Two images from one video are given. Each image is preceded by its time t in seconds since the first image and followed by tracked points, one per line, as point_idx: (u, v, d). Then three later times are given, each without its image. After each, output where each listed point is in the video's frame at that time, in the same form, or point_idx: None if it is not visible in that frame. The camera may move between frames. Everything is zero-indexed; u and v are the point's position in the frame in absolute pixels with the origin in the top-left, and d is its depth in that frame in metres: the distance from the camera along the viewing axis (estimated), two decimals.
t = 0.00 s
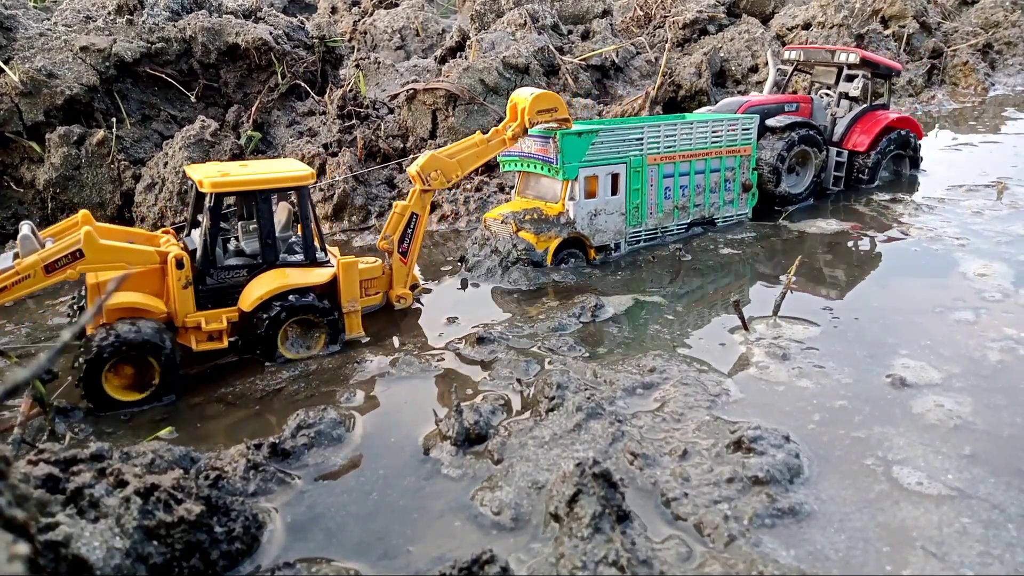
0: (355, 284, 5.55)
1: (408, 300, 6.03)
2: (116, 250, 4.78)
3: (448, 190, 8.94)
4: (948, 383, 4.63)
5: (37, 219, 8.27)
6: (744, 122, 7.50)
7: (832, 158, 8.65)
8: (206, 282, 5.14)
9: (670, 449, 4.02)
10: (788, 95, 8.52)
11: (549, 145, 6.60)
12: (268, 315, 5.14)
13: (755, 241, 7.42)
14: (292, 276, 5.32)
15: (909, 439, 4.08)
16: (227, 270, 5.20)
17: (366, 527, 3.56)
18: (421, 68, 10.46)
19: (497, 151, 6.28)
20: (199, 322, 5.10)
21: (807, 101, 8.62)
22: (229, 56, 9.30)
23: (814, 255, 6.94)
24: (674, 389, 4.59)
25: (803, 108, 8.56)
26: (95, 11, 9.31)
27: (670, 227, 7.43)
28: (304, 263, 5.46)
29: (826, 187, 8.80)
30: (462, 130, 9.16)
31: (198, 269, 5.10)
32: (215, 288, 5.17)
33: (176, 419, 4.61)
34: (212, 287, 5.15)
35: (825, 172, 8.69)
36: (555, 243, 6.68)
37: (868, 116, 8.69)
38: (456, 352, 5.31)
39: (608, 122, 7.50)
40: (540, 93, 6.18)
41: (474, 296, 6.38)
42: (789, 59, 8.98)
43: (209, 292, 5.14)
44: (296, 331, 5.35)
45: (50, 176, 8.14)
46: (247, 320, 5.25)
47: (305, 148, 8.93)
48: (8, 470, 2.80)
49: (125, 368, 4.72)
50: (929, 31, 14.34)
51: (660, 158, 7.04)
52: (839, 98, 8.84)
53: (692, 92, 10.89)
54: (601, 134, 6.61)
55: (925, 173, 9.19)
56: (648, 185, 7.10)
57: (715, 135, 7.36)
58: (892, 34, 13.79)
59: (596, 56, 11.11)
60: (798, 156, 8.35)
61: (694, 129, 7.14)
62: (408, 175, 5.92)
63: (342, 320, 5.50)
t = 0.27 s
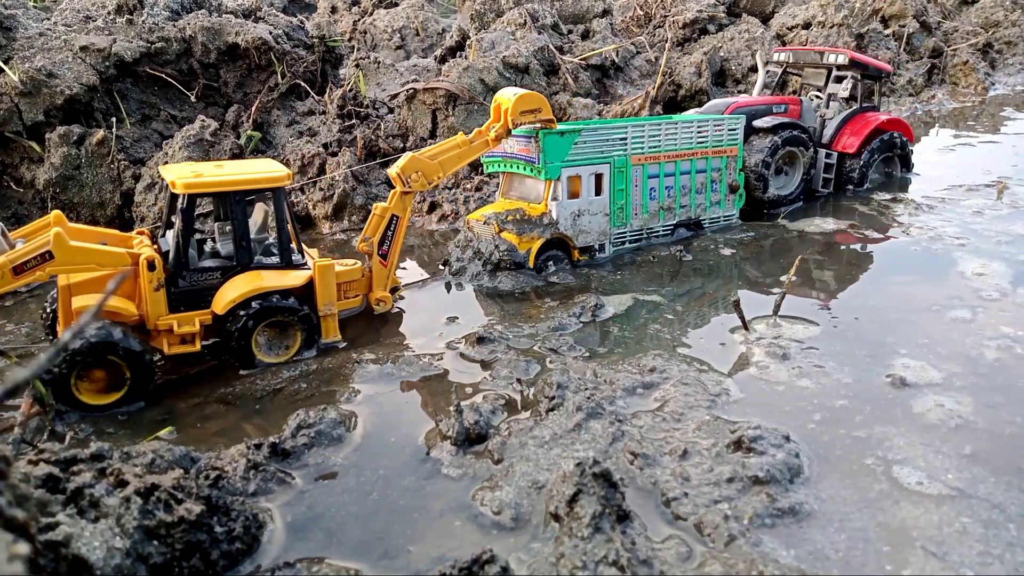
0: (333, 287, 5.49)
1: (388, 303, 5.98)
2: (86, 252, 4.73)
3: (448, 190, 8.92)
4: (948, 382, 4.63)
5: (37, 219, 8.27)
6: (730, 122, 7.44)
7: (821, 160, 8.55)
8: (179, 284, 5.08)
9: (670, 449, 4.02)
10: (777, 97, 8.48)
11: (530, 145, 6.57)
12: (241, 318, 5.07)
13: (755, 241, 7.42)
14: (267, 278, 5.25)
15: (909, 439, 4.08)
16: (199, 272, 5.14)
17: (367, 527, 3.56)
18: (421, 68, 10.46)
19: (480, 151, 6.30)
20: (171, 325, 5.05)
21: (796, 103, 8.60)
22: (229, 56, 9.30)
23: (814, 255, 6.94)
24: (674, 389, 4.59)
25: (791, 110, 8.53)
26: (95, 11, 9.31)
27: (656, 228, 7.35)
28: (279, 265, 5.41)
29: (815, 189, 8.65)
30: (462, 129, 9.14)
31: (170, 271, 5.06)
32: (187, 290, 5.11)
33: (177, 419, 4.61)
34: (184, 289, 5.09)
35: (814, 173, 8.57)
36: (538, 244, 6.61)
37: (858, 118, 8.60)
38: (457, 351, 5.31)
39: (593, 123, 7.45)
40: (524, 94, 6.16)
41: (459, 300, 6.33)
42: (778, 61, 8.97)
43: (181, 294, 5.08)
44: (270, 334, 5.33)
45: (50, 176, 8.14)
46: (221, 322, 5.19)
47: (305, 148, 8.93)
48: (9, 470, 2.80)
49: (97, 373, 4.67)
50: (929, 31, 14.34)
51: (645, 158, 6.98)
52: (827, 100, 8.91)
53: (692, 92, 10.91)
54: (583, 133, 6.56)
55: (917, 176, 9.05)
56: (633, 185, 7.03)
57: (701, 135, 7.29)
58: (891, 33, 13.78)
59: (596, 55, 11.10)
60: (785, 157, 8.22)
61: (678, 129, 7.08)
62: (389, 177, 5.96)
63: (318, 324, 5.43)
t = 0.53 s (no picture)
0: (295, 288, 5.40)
1: (355, 308, 5.93)
2: (40, 252, 4.77)
3: (447, 189, 8.84)
4: (948, 382, 4.63)
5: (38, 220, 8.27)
6: (712, 124, 7.36)
7: (807, 163, 8.44)
8: (136, 285, 4.99)
9: (671, 449, 4.02)
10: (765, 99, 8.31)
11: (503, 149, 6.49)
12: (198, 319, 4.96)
13: (755, 241, 7.42)
14: (227, 279, 5.14)
15: (910, 439, 4.08)
16: (158, 273, 5.05)
17: (367, 526, 3.56)
18: (421, 67, 10.45)
19: (449, 155, 6.24)
20: (128, 327, 4.95)
21: (784, 105, 8.43)
22: (230, 56, 9.29)
23: (814, 254, 6.94)
24: (675, 388, 4.60)
25: (778, 112, 8.36)
26: (95, 11, 9.31)
27: (635, 232, 7.28)
28: (241, 266, 5.31)
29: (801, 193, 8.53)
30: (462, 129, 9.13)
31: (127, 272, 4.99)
32: (146, 292, 5.02)
33: (178, 419, 4.61)
34: (141, 290, 5.00)
35: (800, 175, 8.43)
36: (511, 250, 6.55)
37: (846, 121, 8.49)
38: (457, 351, 5.32)
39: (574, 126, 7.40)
40: (494, 96, 6.26)
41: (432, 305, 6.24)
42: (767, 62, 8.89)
43: (138, 295, 4.99)
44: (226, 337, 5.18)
45: (50, 176, 8.14)
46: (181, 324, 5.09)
47: (306, 147, 8.93)
48: (9, 470, 2.80)
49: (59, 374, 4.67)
50: (929, 31, 14.34)
51: (622, 162, 6.91)
52: (815, 103, 8.81)
53: (693, 91, 10.94)
54: (558, 137, 6.50)
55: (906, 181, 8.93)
56: (610, 190, 6.96)
57: (681, 138, 7.20)
58: (891, 33, 13.79)
59: (596, 55, 11.10)
60: (770, 160, 8.02)
61: (657, 132, 7.01)
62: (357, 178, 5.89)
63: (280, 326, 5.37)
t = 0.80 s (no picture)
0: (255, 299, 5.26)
1: (318, 319, 5.74)
2: None
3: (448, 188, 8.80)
4: (949, 382, 4.63)
5: (38, 219, 8.26)
6: (686, 126, 7.15)
7: (790, 168, 8.20)
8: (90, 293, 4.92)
9: (671, 448, 4.02)
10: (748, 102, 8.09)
11: (466, 158, 6.25)
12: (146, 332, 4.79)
13: (754, 240, 7.41)
14: (182, 288, 4.99)
15: (910, 438, 4.08)
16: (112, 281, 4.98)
17: (367, 526, 3.56)
18: (422, 67, 10.45)
19: (417, 164, 6.05)
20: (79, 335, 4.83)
21: (770, 109, 8.25)
22: (230, 55, 9.30)
23: (813, 253, 6.94)
24: (675, 388, 4.60)
25: (761, 116, 8.16)
26: (95, 11, 9.32)
27: (606, 239, 7.09)
28: (198, 276, 5.14)
29: (782, 198, 8.32)
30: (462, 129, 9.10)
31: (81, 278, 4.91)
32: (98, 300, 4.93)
33: (178, 418, 4.61)
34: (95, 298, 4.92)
35: (783, 181, 8.21)
36: (473, 260, 6.41)
37: (832, 125, 8.29)
38: (456, 350, 5.32)
39: (544, 131, 7.19)
40: (461, 103, 6.05)
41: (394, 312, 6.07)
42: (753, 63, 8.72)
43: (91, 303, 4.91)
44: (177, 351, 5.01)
45: (50, 175, 8.14)
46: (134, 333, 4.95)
47: (306, 147, 8.93)
48: (9, 469, 2.80)
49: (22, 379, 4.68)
50: (929, 30, 14.35)
51: (590, 168, 6.72)
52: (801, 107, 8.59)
53: (693, 91, 10.98)
54: (520, 145, 6.31)
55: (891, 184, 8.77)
56: (578, 197, 6.76)
57: (653, 142, 6.99)
58: (891, 32, 13.80)
59: (597, 54, 11.10)
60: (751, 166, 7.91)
61: (627, 137, 6.81)
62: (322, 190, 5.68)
63: (236, 338, 5.20)
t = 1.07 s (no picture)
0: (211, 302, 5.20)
1: (279, 325, 5.66)
2: None
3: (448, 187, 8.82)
4: (950, 382, 4.62)
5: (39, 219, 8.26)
6: (659, 126, 6.96)
7: (773, 173, 8.00)
8: (42, 295, 4.80)
9: (672, 448, 4.02)
10: (725, 106, 7.98)
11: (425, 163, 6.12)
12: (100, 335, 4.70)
13: (754, 240, 7.41)
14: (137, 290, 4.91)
15: (911, 438, 4.08)
16: (66, 283, 4.86)
17: (368, 526, 3.56)
18: (422, 67, 10.44)
19: (381, 169, 6.02)
20: (30, 338, 4.72)
21: (754, 112, 8.16)
22: (230, 56, 9.31)
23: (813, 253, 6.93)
24: (675, 387, 4.59)
25: (740, 119, 8.05)
26: (96, 11, 9.33)
27: (578, 244, 6.92)
28: (154, 279, 5.07)
29: (763, 204, 8.19)
30: (462, 129, 9.09)
31: (35, 280, 4.79)
32: (50, 302, 4.80)
33: (178, 418, 4.61)
34: (47, 300, 4.79)
35: (764, 187, 8.04)
36: (438, 267, 6.26)
37: (820, 129, 8.05)
38: (457, 350, 5.32)
39: (515, 135, 7.04)
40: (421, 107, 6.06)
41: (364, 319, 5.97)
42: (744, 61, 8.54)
43: (43, 306, 4.78)
44: (131, 362, 4.85)
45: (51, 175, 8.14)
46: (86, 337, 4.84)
47: (306, 147, 8.93)
48: (10, 470, 2.80)
49: None
50: (930, 29, 14.35)
51: (558, 172, 6.55)
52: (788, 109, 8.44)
53: (693, 90, 11.07)
54: (484, 149, 6.14)
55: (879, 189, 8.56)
56: (546, 202, 6.59)
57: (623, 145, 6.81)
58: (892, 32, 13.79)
59: (597, 54, 11.09)
60: (731, 172, 7.72)
61: (596, 139, 6.64)
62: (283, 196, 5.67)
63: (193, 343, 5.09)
